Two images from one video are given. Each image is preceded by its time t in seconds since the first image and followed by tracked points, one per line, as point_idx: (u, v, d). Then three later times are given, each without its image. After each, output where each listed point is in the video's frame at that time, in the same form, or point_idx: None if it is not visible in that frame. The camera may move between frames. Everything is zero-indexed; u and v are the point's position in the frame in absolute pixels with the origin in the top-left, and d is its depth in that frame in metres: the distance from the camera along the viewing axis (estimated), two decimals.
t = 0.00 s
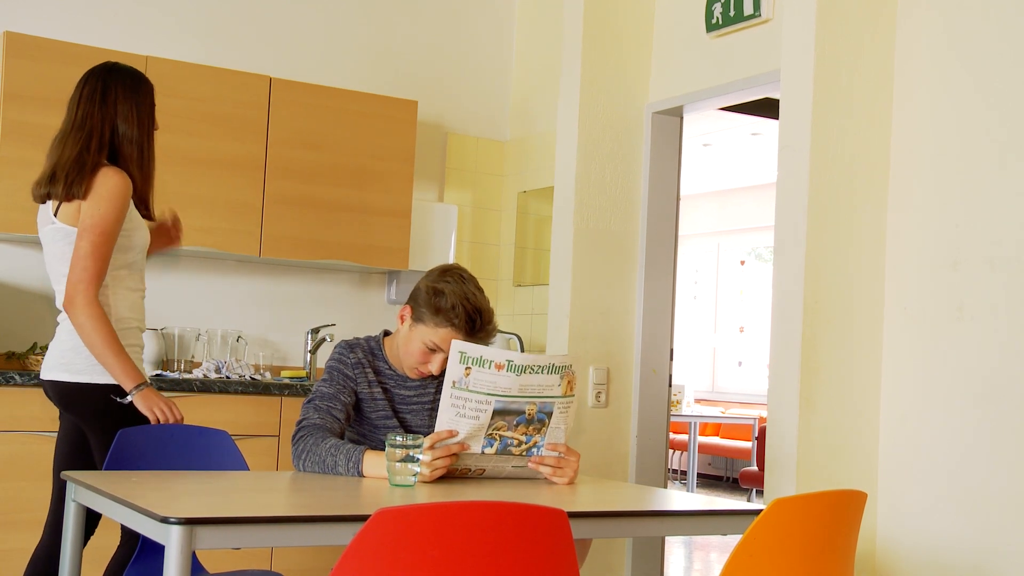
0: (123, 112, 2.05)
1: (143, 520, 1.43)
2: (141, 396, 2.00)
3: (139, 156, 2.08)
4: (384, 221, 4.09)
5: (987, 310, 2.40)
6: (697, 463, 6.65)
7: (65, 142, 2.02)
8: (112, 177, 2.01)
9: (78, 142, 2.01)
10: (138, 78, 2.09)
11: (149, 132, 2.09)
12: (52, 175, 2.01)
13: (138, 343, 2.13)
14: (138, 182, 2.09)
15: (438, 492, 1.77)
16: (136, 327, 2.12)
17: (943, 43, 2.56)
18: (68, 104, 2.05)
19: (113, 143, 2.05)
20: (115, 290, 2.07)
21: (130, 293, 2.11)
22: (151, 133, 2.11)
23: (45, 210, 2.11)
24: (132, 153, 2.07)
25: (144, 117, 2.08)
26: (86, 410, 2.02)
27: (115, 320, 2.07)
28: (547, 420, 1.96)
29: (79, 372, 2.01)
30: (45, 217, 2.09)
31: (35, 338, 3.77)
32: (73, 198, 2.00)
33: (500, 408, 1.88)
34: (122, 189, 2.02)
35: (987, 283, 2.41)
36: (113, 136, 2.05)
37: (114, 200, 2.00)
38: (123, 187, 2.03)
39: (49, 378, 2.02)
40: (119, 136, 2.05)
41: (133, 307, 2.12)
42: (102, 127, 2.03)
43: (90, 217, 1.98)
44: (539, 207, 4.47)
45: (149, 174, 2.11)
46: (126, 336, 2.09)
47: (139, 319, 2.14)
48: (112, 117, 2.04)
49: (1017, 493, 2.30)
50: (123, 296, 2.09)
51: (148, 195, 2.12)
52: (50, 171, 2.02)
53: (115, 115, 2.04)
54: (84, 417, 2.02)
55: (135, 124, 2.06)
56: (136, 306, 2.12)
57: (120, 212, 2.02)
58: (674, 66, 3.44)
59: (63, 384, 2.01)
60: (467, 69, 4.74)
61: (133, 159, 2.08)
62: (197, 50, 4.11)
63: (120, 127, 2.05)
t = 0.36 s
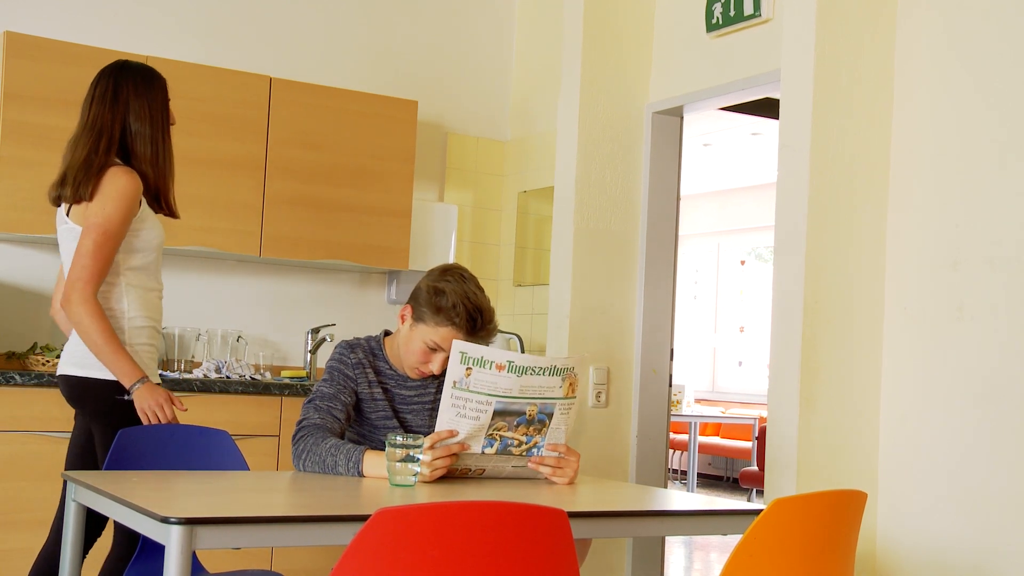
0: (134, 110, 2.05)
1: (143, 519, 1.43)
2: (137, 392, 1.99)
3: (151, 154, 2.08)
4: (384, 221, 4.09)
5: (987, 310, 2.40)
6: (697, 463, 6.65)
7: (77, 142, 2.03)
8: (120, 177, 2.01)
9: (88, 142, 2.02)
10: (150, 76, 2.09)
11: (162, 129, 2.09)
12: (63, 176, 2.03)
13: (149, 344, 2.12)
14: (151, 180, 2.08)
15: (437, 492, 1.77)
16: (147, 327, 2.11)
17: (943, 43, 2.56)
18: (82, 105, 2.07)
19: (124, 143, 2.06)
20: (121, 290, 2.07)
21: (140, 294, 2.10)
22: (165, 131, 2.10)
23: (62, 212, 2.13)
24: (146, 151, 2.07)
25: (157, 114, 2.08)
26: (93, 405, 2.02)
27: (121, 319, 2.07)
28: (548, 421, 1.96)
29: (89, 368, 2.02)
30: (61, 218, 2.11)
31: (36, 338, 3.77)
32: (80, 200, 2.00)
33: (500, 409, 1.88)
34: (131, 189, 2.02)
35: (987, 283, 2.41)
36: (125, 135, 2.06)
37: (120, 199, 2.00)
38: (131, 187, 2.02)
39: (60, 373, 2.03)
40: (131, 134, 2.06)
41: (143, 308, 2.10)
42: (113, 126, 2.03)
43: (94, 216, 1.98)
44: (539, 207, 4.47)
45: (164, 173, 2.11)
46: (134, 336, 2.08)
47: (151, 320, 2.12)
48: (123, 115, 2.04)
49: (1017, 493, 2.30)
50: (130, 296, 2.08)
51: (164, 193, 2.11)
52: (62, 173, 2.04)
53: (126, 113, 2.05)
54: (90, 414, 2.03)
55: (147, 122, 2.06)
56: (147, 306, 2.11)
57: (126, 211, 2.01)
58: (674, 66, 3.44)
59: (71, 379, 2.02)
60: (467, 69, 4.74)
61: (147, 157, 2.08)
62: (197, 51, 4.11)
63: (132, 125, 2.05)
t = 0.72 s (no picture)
0: (145, 108, 2.05)
1: (143, 519, 1.43)
2: (126, 381, 2.00)
3: (161, 153, 2.08)
4: (384, 221, 4.09)
5: (987, 311, 2.40)
6: (697, 463, 6.65)
7: (88, 139, 2.04)
8: (123, 173, 2.01)
9: (96, 139, 2.02)
10: (162, 74, 2.09)
11: (173, 128, 2.09)
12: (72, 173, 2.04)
13: (154, 339, 2.10)
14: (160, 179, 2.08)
15: (437, 492, 1.77)
16: (150, 322, 2.09)
17: (943, 43, 2.56)
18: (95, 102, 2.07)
19: (135, 140, 2.06)
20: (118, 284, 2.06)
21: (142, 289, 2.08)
22: (176, 129, 2.10)
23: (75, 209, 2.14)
24: (155, 149, 2.07)
25: (168, 112, 2.08)
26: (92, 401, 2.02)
27: (120, 313, 2.06)
28: (547, 420, 1.96)
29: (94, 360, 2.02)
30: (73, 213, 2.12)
31: (36, 337, 3.77)
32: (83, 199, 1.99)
33: (500, 408, 1.88)
34: (134, 186, 2.02)
35: (987, 283, 2.41)
36: (136, 132, 2.06)
37: (122, 196, 1.99)
38: (132, 184, 2.02)
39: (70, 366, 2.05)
40: (142, 132, 2.06)
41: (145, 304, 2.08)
42: (123, 123, 2.03)
43: (91, 210, 1.98)
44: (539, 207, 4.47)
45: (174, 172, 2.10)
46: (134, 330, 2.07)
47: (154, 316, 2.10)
48: (134, 113, 2.05)
49: (1017, 493, 2.30)
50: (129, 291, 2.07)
51: (173, 192, 2.11)
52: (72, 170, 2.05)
53: (137, 110, 2.05)
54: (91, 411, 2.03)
55: (157, 120, 2.06)
56: (149, 301, 2.09)
57: (125, 207, 2.00)
58: (674, 66, 3.44)
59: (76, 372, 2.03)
60: (467, 68, 4.74)
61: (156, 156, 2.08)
62: (197, 51, 4.11)
63: (142, 122, 2.06)
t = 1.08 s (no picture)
0: (152, 110, 2.06)
1: (143, 520, 1.44)
2: (108, 388, 1.99)
3: (166, 156, 2.08)
4: (384, 221, 4.09)
5: (987, 311, 2.40)
6: (697, 463, 6.66)
7: (93, 140, 2.05)
8: (118, 175, 2.01)
9: (100, 140, 2.04)
10: (170, 77, 2.10)
11: (180, 132, 2.09)
12: (75, 174, 2.05)
13: (148, 341, 2.09)
14: (162, 182, 2.08)
15: (437, 492, 1.77)
16: (144, 324, 2.08)
17: (943, 43, 2.56)
18: (103, 104, 2.09)
19: (141, 142, 2.07)
20: (112, 286, 2.06)
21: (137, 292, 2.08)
22: (182, 132, 2.10)
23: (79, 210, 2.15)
24: (160, 153, 2.07)
25: (175, 116, 2.09)
26: (86, 403, 2.03)
27: (112, 315, 2.05)
28: (546, 419, 1.97)
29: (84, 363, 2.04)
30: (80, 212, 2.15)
31: (36, 338, 3.77)
32: (81, 198, 2.00)
33: (498, 407, 1.88)
34: (130, 188, 2.02)
35: (987, 283, 2.41)
36: (141, 134, 2.07)
37: (116, 199, 1.99)
38: (125, 188, 2.01)
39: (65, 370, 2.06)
40: (148, 135, 2.07)
41: (138, 306, 2.07)
42: (129, 125, 2.04)
43: (86, 211, 1.98)
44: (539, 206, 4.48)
45: (179, 175, 2.10)
46: (127, 332, 2.06)
47: (148, 319, 2.09)
48: (141, 116, 2.06)
49: (1017, 493, 2.30)
50: (122, 293, 2.06)
51: (176, 197, 2.10)
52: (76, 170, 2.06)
53: (143, 113, 2.06)
54: (85, 413, 2.04)
55: (164, 123, 2.07)
56: (143, 304, 2.08)
57: (119, 211, 2.00)
58: (674, 66, 3.44)
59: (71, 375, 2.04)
60: (468, 68, 4.74)
61: (161, 159, 2.08)
62: (198, 51, 4.11)
63: (148, 125, 2.06)
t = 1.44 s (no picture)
0: (156, 112, 2.06)
1: (143, 520, 1.44)
2: (109, 390, 1.98)
3: (171, 157, 2.08)
4: (385, 221, 4.09)
5: (987, 311, 2.40)
6: (698, 463, 6.66)
7: (96, 140, 2.05)
8: (122, 176, 2.01)
9: (105, 140, 2.03)
10: (173, 79, 2.10)
11: (184, 133, 2.09)
12: (77, 173, 2.04)
13: (146, 342, 2.09)
14: (166, 184, 2.08)
15: (437, 492, 1.77)
16: (143, 325, 2.08)
17: (943, 43, 2.56)
18: (106, 104, 2.08)
19: (145, 144, 2.06)
20: (112, 287, 2.06)
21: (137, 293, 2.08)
22: (186, 134, 2.10)
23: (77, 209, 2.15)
24: (164, 154, 2.07)
25: (179, 117, 2.09)
26: (84, 402, 2.01)
27: (111, 315, 2.05)
28: (548, 421, 1.96)
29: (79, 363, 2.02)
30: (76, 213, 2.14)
31: (36, 338, 3.77)
32: (84, 198, 2.00)
33: (501, 410, 1.88)
34: (134, 189, 2.02)
35: (988, 284, 2.41)
36: (145, 135, 2.06)
37: (120, 199, 1.99)
38: (131, 188, 2.01)
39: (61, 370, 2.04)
40: (152, 136, 2.06)
41: (139, 308, 2.08)
42: (134, 127, 2.04)
43: (90, 211, 1.98)
44: (540, 207, 4.49)
45: (182, 176, 2.10)
46: (126, 333, 2.06)
47: (148, 320, 2.09)
48: (146, 117, 2.05)
49: (1017, 494, 2.31)
50: (123, 294, 2.06)
51: (180, 199, 2.11)
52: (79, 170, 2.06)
53: (148, 114, 2.05)
54: (81, 414, 2.03)
55: (168, 124, 2.07)
56: (142, 304, 2.08)
57: (122, 212, 2.00)
58: (674, 66, 3.44)
59: (70, 376, 2.02)
60: (468, 68, 4.74)
61: (164, 161, 2.08)
62: (198, 51, 4.11)
63: (153, 127, 2.06)
